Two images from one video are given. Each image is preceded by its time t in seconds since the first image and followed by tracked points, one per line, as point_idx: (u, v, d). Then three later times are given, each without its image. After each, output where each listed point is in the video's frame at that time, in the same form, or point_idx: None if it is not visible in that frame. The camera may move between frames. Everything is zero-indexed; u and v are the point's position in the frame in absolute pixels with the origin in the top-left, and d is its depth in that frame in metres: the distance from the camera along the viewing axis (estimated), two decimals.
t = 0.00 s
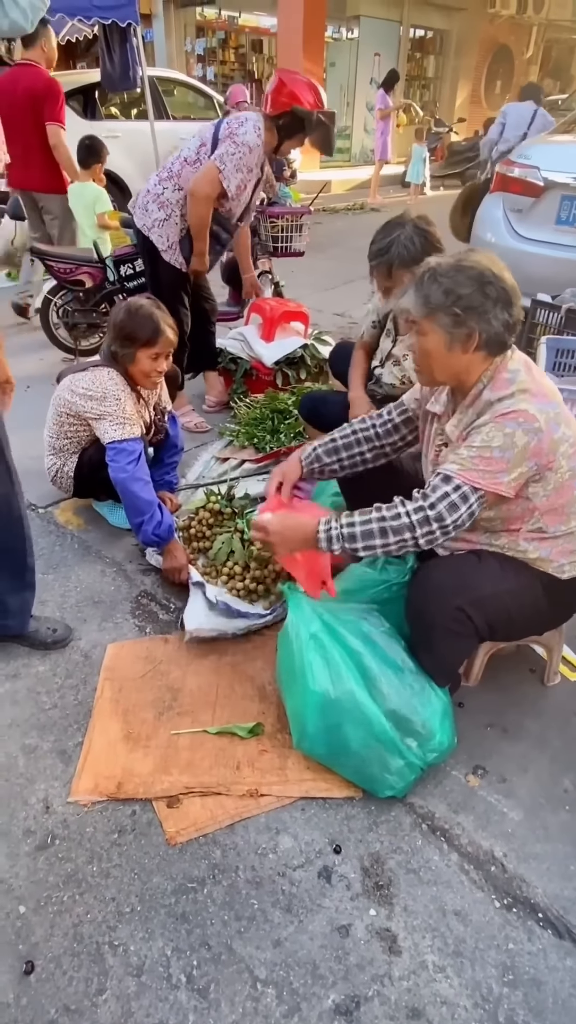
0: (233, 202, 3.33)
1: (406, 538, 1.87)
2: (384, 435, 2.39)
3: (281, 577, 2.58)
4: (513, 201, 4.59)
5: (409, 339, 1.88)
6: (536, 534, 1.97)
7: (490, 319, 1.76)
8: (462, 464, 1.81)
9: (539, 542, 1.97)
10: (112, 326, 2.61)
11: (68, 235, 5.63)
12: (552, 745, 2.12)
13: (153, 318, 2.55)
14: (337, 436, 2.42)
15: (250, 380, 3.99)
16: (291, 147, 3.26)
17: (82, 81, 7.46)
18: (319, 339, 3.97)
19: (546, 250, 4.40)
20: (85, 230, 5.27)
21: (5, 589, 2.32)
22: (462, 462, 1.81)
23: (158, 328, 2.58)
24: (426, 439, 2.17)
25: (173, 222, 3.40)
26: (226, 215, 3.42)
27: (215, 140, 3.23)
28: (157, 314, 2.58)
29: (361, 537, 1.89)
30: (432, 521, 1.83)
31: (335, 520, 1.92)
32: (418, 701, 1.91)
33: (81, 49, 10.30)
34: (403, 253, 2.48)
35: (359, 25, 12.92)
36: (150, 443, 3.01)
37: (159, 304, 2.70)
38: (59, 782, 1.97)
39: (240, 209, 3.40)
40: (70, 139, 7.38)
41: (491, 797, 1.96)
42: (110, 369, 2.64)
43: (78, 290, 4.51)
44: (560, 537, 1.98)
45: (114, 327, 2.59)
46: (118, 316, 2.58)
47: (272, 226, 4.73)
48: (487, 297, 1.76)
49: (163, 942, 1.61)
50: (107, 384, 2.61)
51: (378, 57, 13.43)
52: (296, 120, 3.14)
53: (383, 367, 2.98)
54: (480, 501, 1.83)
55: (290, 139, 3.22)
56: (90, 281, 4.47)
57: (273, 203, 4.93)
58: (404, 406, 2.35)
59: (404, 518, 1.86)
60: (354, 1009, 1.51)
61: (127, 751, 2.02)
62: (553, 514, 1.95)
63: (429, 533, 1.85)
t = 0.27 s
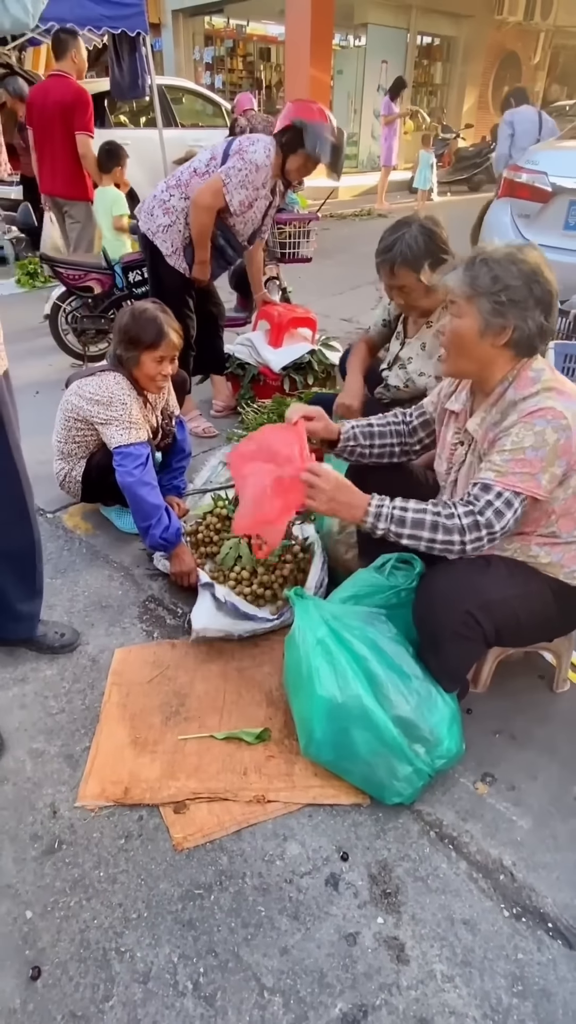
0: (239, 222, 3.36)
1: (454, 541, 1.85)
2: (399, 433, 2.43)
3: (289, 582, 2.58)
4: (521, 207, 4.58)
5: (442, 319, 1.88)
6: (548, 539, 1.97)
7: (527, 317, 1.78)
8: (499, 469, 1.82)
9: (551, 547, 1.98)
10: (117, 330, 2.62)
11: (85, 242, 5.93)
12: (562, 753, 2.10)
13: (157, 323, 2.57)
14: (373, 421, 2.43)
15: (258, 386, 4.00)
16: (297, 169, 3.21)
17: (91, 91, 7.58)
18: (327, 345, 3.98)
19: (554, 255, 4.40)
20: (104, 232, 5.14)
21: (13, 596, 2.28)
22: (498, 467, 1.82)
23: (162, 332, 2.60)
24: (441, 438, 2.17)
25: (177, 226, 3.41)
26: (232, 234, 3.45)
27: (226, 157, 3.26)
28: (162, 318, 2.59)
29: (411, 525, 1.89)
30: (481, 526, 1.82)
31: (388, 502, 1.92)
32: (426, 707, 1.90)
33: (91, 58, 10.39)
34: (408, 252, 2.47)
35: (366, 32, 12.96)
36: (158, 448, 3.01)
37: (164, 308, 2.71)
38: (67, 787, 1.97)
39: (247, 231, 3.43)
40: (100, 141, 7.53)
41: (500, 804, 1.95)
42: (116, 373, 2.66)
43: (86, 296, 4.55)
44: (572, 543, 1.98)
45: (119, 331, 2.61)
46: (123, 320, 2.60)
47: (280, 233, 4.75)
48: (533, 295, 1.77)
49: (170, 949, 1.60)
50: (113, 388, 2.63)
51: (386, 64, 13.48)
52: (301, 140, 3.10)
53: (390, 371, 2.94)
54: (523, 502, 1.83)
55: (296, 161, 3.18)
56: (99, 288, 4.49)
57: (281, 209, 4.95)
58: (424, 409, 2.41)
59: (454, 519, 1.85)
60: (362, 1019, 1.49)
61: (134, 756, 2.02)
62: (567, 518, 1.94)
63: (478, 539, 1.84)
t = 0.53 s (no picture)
0: (248, 214, 3.36)
1: (485, 549, 1.87)
2: (415, 448, 2.43)
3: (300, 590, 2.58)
4: (532, 213, 4.57)
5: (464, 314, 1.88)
6: (563, 545, 1.98)
7: (550, 318, 1.77)
8: (526, 480, 1.81)
9: (566, 553, 1.98)
10: (129, 338, 2.64)
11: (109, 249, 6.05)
12: None
13: (168, 330, 2.58)
14: (389, 442, 2.44)
15: (268, 393, 4.02)
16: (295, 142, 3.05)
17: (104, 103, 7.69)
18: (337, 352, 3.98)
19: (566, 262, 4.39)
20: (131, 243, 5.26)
21: (32, 602, 2.28)
22: (526, 478, 1.81)
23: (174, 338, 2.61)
24: (452, 445, 2.17)
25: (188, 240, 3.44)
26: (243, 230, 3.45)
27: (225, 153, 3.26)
28: (173, 325, 2.60)
29: (440, 537, 1.92)
30: (515, 537, 1.83)
31: (416, 518, 1.96)
32: (438, 716, 1.88)
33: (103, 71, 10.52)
34: (420, 258, 2.48)
35: (376, 42, 13.03)
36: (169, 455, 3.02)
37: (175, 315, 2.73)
38: (77, 794, 1.97)
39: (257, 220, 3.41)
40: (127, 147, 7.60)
41: (514, 815, 1.93)
42: (128, 380, 2.67)
43: (99, 305, 4.58)
44: None
45: (131, 339, 2.63)
46: (134, 328, 2.62)
47: (290, 242, 4.78)
48: (560, 296, 1.77)
49: (180, 958, 1.59)
50: (125, 395, 2.64)
51: (396, 74, 13.54)
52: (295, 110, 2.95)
53: (404, 378, 2.92)
54: (555, 510, 1.83)
55: (292, 135, 3.02)
56: (111, 297, 4.53)
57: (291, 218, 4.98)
58: (436, 422, 2.41)
59: (484, 532, 1.86)
60: None
61: (145, 763, 2.02)
62: None
63: (512, 551, 1.85)
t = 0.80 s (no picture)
0: (245, 203, 3.33)
1: (487, 570, 1.85)
2: (429, 464, 2.42)
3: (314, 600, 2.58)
4: (546, 222, 4.56)
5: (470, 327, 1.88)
6: (571, 558, 1.93)
7: (556, 331, 1.78)
8: (523, 503, 1.79)
9: None
10: (144, 349, 2.66)
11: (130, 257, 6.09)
12: None
13: (182, 341, 2.60)
14: (408, 452, 2.43)
15: (281, 403, 4.03)
16: (284, 120, 3.10)
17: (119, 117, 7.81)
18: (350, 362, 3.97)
19: None
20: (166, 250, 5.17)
21: (38, 617, 2.25)
22: (522, 501, 1.79)
23: (188, 350, 2.63)
24: (458, 457, 2.16)
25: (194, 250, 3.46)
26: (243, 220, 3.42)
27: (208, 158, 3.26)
28: (187, 337, 2.62)
29: (445, 550, 1.90)
30: (514, 560, 1.80)
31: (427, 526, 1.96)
32: (452, 729, 1.86)
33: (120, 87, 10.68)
34: (434, 267, 2.46)
35: (389, 54, 13.11)
36: (182, 465, 3.04)
37: (189, 326, 2.75)
38: (91, 804, 1.97)
39: (255, 208, 3.38)
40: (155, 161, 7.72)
41: (530, 830, 1.90)
42: (142, 391, 2.70)
43: (114, 316, 4.63)
44: None
45: (145, 350, 2.65)
46: (149, 339, 2.65)
47: (304, 252, 4.82)
48: (565, 309, 1.78)
49: (193, 972, 1.58)
50: (139, 405, 2.66)
51: (408, 85, 13.62)
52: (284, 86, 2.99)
53: (419, 385, 2.97)
54: (557, 532, 1.80)
55: (282, 113, 3.08)
56: (126, 308, 4.57)
57: (304, 229, 5.01)
58: (444, 438, 2.40)
59: (487, 552, 1.84)
60: None
61: (158, 774, 2.02)
62: None
63: (512, 574, 1.82)
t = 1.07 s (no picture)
0: (239, 199, 3.38)
1: (496, 583, 1.84)
2: (435, 473, 2.42)
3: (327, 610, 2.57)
4: (559, 231, 4.56)
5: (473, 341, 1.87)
6: None
7: (561, 342, 1.77)
8: (531, 515, 1.79)
9: None
10: (156, 361, 2.69)
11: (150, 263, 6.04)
12: None
13: (195, 354, 2.63)
14: (411, 463, 2.43)
15: (294, 413, 4.05)
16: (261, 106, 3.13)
17: (134, 133, 7.93)
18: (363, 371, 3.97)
19: None
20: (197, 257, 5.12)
21: (46, 625, 2.28)
22: (530, 513, 1.79)
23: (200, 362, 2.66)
24: (463, 467, 2.15)
25: (201, 263, 3.50)
26: (240, 220, 3.43)
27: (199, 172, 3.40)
28: (200, 349, 2.65)
29: (454, 561, 1.89)
30: (523, 573, 1.80)
31: (434, 537, 1.94)
32: (466, 740, 1.85)
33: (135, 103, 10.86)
34: (439, 277, 2.48)
35: (401, 66, 13.21)
36: (195, 475, 3.05)
37: (202, 338, 2.77)
38: (104, 813, 1.97)
39: (251, 204, 3.42)
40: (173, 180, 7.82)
41: (547, 844, 1.87)
42: (154, 402, 2.72)
43: (128, 329, 4.68)
44: None
45: (158, 362, 2.67)
46: (162, 352, 2.67)
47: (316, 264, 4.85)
48: (570, 321, 1.77)
49: (205, 984, 1.57)
50: (152, 417, 2.68)
51: (421, 97, 13.71)
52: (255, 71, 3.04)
53: (431, 395, 2.98)
54: (565, 545, 1.80)
55: (258, 99, 3.11)
56: (141, 320, 4.62)
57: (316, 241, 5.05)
58: (448, 450, 2.40)
59: (496, 564, 1.83)
60: None
61: (171, 784, 2.02)
62: None
63: (521, 587, 1.82)
